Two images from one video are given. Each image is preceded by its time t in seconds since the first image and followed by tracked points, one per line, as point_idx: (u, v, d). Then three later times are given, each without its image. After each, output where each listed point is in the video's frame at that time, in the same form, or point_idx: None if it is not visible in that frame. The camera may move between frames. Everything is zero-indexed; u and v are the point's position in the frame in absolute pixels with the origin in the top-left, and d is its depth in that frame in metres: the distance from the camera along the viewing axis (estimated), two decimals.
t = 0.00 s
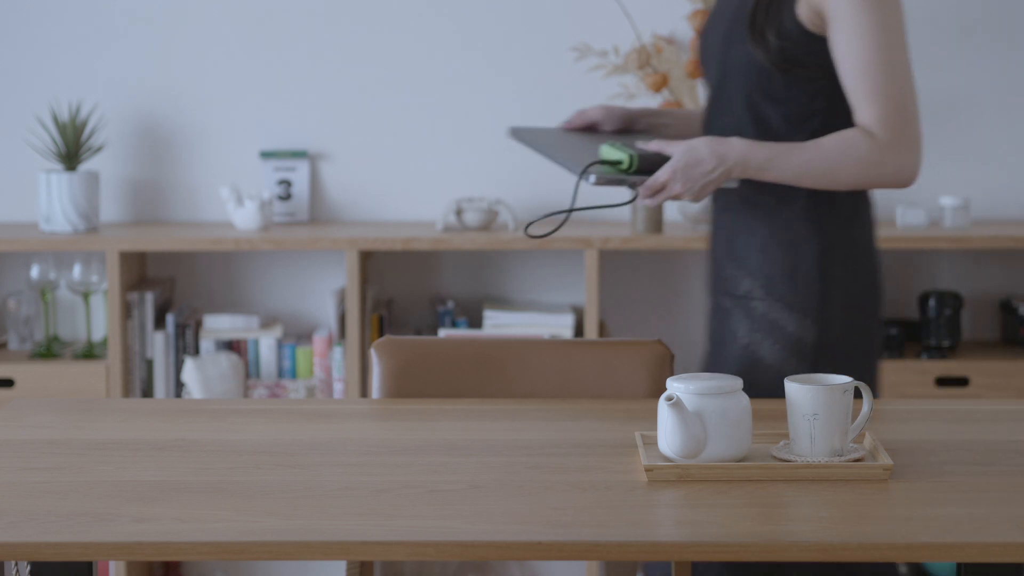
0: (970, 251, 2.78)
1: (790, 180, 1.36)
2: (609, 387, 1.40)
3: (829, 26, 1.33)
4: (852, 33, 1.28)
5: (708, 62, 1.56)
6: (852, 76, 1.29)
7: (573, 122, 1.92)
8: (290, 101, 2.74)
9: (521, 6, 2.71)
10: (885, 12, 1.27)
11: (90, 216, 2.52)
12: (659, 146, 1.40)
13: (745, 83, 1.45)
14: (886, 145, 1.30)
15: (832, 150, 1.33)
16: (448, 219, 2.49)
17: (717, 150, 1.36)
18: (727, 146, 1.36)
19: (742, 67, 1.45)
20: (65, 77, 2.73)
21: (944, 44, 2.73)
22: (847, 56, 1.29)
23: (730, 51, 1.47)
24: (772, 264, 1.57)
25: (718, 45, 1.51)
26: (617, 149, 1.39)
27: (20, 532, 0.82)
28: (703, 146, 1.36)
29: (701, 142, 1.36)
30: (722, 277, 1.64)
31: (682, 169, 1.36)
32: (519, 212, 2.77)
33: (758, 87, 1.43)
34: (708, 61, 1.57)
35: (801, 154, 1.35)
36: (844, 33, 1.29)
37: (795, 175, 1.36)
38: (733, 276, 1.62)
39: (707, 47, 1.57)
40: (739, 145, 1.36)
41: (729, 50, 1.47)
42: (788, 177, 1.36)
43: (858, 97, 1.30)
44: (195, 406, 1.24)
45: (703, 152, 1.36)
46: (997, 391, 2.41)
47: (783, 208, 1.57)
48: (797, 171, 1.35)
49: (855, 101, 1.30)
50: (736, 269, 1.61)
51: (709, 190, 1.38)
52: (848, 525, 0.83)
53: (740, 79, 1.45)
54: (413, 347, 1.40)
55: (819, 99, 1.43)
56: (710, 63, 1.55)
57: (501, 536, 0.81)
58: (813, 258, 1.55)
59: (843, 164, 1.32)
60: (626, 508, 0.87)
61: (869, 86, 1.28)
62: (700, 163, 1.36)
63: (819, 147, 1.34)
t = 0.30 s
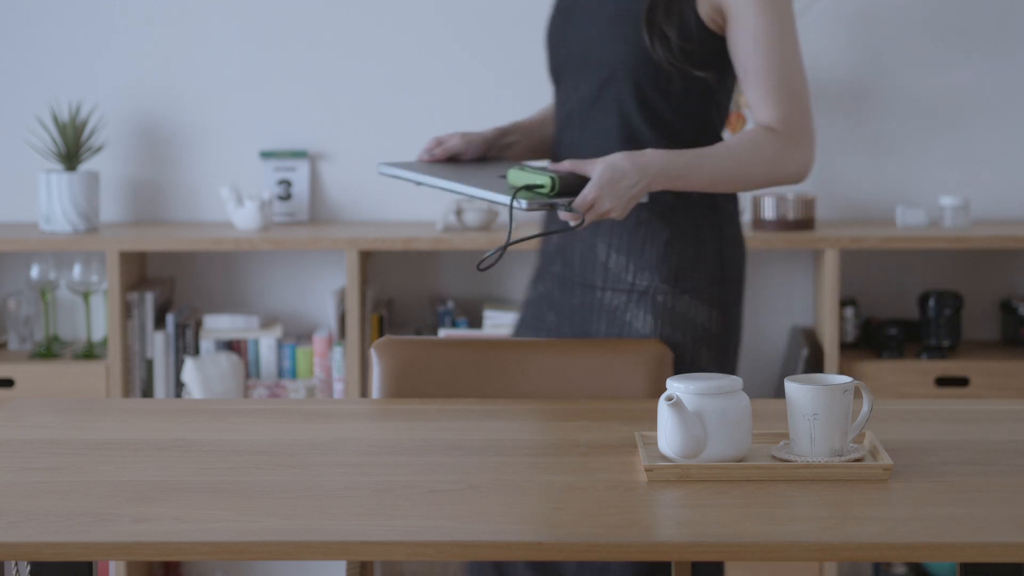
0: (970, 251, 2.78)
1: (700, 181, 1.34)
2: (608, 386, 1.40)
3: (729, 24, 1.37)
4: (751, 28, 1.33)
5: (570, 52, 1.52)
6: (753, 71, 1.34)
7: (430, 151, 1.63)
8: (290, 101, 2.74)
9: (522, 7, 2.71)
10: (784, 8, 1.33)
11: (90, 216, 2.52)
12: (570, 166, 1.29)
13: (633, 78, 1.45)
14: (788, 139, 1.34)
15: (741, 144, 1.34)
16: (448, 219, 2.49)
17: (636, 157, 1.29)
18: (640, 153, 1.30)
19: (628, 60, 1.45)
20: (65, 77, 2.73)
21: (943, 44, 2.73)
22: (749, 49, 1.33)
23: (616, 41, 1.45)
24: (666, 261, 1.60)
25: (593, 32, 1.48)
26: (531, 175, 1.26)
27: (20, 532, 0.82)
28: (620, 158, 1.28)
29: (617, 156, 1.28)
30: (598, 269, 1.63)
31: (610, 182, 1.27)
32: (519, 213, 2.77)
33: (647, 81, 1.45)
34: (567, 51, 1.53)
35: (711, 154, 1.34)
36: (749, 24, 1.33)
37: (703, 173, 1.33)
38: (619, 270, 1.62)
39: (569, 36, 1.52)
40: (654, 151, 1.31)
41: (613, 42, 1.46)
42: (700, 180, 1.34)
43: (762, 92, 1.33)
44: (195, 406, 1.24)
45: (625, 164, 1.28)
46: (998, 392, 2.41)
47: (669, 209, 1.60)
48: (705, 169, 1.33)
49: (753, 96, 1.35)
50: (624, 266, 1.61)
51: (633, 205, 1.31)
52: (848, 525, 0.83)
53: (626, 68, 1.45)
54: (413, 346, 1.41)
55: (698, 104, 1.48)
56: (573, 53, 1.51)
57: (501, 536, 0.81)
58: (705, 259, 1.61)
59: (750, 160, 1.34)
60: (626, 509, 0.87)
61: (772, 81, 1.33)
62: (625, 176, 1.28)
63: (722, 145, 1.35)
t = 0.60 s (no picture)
0: (970, 252, 2.78)
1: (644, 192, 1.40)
2: (608, 387, 1.40)
3: (645, 29, 1.54)
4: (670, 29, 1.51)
5: (482, 56, 1.60)
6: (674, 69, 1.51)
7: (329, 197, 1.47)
8: (290, 102, 2.74)
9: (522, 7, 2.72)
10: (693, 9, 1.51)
11: (90, 216, 2.51)
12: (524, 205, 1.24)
13: (559, 81, 1.58)
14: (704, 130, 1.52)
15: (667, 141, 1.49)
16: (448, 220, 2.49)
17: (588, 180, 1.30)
18: (585, 179, 1.30)
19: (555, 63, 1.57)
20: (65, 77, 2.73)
21: (943, 44, 2.73)
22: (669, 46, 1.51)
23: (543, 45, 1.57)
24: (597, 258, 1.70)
25: (514, 38, 1.58)
26: (496, 217, 1.20)
27: (20, 532, 0.82)
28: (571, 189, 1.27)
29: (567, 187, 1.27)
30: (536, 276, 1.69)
31: (574, 212, 1.25)
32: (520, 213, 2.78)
33: (570, 82, 1.58)
34: (479, 58, 1.60)
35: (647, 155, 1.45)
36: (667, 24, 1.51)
37: (644, 178, 1.40)
38: (559, 273, 1.69)
39: (483, 42, 1.59)
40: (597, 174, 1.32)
41: (540, 44, 1.57)
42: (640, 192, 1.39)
43: (682, 86, 1.51)
44: (195, 406, 1.24)
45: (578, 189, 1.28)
46: (998, 392, 2.41)
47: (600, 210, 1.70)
48: (644, 174, 1.41)
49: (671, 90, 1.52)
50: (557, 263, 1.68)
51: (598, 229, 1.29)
52: (848, 525, 0.83)
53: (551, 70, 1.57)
54: (413, 346, 1.41)
55: (612, 108, 1.63)
56: (490, 57, 1.59)
57: (501, 537, 0.81)
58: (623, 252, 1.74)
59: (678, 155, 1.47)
60: (626, 509, 0.87)
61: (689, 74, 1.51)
62: (582, 202, 1.27)
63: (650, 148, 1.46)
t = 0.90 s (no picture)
0: (971, 252, 2.78)
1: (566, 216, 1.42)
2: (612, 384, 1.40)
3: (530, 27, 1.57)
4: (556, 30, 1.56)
5: (378, 74, 1.54)
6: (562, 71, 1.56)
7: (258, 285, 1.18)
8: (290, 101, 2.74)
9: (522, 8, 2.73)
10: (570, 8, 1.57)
11: (90, 216, 2.51)
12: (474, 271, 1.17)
13: (465, 92, 1.56)
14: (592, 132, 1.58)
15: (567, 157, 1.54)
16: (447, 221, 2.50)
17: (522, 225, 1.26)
18: (513, 236, 1.26)
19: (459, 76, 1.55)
20: (65, 76, 2.73)
21: (943, 44, 2.73)
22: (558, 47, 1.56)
23: (446, 58, 1.54)
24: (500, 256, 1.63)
25: (418, 51, 1.54)
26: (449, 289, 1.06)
27: (20, 532, 0.82)
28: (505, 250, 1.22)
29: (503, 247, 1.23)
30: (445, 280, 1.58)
31: (519, 268, 1.20)
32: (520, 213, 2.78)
33: (471, 93, 1.57)
34: (377, 77, 1.54)
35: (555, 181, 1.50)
36: (552, 26, 1.56)
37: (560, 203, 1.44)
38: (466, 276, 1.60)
39: (385, 58, 1.54)
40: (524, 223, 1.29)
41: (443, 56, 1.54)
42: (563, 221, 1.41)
43: (570, 91, 1.57)
44: (194, 406, 1.24)
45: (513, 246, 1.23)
46: (998, 392, 2.41)
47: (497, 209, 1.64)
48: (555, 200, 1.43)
49: (558, 98, 1.57)
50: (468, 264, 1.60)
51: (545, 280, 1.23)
52: (848, 525, 0.83)
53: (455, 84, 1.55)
54: (413, 347, 1.40)
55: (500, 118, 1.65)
56: (395, 72, 1.54)
57: (501, 537, 0.81)
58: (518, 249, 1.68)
59: (580, 167, 1.52)
60: (626, 509, 0.87)
61: (575, 76, 1.58)
62: (521, 257, 1.22)
63: (561, 167, 1.51)
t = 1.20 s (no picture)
0: (971, 251, 2.78)
1: (523, 257, 1.34)
2: (611, 384, 1.40)
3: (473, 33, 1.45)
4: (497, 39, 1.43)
5: (328, 90, 1.43)
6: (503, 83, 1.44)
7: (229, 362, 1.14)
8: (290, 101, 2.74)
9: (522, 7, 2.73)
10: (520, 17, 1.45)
11: (90, 216, 2.51)
12: (444, 342, 1.18)
13: (422, 104, 1.46)
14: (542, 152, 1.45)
15: (517, 186, 1.42)
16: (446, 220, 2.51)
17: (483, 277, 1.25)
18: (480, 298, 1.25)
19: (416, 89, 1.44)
20: (66, 76, 2.73)
21: (943, 44, 2.73)
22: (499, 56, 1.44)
23: (404, 71, 1.43)
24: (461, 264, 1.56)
25: (372, 67, 1.43)
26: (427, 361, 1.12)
27: (19, 532, 0.82)
28: (472, 318, 1.22)
29: (469, 317, 1.22)
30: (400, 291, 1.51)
31: (485, 332, 1.20)
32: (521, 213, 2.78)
33: (428, 105, 1.47)
34: (328, 93, 1.43)
35: (507, 217, 1.38)
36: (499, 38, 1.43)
37: (517, 247, 1.34)
38: (421, 284, 1.52)
39: (340, 69, 1.43)
40: (486, 282, 1.28)
41: (397, 68, 1.43)
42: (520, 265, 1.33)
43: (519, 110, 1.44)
44: (193, 407, 1.24)
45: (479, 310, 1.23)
46: (998, 392, 2.41)
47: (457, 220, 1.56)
48: (511, 243, 1.34)
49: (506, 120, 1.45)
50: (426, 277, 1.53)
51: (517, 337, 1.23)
52: (848, 525, 0.83)
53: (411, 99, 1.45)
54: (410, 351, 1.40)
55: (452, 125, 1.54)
56: (348, 87, 1.43)
57: (501, 537, 0.81)
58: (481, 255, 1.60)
59: (531, 198, 1.41)
60: (626, 509, 0.87)
61: (525, 91, 1.45)
62: (490, 321, 1.22)
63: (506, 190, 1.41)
